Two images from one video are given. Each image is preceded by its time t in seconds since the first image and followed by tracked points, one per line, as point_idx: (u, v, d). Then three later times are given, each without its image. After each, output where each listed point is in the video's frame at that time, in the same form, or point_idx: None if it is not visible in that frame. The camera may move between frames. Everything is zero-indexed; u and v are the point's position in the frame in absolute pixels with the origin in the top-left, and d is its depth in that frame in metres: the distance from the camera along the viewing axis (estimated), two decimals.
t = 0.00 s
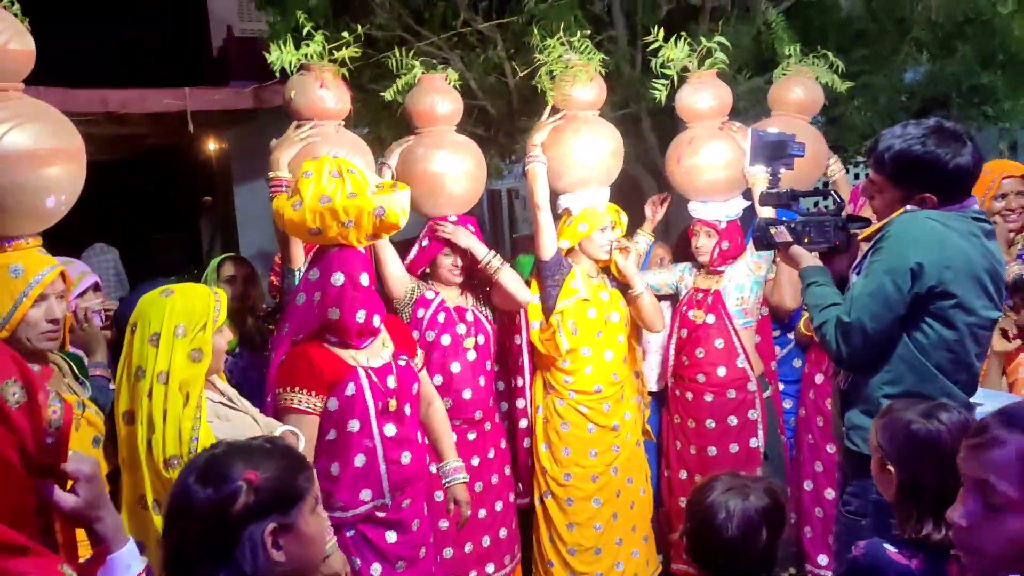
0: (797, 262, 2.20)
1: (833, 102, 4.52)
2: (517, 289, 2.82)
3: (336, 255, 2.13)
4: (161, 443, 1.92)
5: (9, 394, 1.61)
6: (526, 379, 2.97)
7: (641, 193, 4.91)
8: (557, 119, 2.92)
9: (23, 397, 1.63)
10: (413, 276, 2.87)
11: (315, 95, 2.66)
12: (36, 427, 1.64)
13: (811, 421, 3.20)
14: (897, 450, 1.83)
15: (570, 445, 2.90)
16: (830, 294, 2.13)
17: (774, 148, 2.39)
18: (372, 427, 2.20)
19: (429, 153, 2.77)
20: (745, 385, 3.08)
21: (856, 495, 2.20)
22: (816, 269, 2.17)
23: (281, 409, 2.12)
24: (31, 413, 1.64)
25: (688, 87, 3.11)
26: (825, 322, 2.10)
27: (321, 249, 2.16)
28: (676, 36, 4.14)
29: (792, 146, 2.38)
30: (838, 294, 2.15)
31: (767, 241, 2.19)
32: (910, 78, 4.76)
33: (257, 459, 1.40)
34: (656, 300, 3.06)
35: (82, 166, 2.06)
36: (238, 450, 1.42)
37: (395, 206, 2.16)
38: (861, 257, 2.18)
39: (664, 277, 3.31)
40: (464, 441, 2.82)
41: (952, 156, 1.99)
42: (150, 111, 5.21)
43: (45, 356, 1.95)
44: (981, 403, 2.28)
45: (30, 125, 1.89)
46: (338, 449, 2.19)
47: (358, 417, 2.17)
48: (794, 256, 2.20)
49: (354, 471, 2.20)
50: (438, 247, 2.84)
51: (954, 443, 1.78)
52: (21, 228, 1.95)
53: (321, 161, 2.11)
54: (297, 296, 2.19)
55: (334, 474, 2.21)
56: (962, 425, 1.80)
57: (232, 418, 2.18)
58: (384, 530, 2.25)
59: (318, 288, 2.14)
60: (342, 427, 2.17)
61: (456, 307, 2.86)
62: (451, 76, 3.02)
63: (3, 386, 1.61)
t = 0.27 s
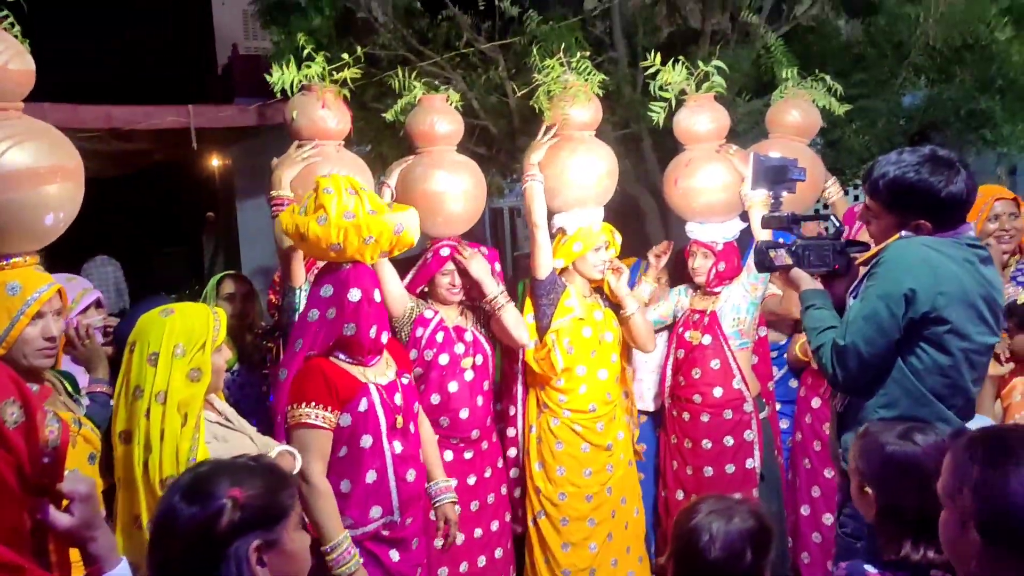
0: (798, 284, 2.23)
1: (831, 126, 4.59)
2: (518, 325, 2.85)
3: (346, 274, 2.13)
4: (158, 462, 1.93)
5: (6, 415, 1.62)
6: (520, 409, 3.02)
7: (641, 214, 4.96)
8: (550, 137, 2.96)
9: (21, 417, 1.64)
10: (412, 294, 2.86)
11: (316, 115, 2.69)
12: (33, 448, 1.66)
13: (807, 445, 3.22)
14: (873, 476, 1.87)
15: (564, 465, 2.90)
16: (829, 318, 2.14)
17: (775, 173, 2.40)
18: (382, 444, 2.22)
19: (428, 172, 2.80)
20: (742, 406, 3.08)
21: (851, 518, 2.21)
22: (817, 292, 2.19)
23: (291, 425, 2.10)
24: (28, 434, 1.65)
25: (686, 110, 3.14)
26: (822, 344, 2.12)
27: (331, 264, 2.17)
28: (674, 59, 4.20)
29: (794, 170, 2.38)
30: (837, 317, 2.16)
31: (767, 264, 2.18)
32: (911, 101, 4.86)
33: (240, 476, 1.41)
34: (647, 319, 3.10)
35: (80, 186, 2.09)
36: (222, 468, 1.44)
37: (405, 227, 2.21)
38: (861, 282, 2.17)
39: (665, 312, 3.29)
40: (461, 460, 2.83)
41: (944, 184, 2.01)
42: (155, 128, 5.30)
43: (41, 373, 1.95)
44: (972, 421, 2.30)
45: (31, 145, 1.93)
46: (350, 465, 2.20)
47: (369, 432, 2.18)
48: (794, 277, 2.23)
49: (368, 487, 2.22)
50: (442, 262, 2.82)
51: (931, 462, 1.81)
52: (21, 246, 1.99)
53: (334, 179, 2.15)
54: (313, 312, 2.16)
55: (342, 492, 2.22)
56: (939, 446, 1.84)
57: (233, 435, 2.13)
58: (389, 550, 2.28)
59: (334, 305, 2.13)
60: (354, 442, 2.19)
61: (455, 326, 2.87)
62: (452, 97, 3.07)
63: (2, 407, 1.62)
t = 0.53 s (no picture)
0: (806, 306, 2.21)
1: (833, 145, 4.59)
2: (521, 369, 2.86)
3: (352, 287, 2.14)
4: (152, 485, 1.91)
5: None
6: (515, 429, 3.01)
7: (644, 231, 4.96)
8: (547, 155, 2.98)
9: (11, 440, 1.64)
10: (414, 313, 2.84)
11: (316, 133, 2.70)
12: (21, 471, 1.65)
13: (808, 467, 3.20)
14: (844, 500, 1.84)
15: (558, 484, 2.87)
16: (836, 338, 2.12)
17: (785, 194, 2.43)
18: (389, 460, 2.21)
19: (429, 189, 2.80)
20: (744, 426, 3.07)
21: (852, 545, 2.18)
22: (825, 312, 2.16)
23: (301, 437, 2.06)
24: (16, 457, 1.65)
25: (687, 128, 3.15)
26: (828, 365, 2.11)
27: (336, 279, 2.17)
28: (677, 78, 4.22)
29: (804, 191, 2.43)
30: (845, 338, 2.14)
31: (775, 285, 2.19)
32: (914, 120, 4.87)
33: (226, 503, 1.39)
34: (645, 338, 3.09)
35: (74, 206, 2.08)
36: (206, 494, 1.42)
37: (412, 244, 2.23)
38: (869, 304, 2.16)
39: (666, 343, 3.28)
40: (460, 480, 2.79)
41: (948, 206, 1.99)
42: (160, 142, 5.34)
43: (28, 394, 1.93)
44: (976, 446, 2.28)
45: (25, 164, 1.92)
46: (357, 481, 2.19)
47: (379, 446, 2.17)
48: (803, 298, 2.21)
49: (377, 503, 2.21)
50: (442, 280, 2.80)
51: (896, 484, 1.79)
52: (14, 265, 1.98)
53: (341, 197, 2.13)
54: (320, 328, 2.13)
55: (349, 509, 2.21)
56: (907, 469, 1.81)
57: (228, 458, 2.10)
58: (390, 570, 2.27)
59: (343, 321, 2.11)
60: (362, 457, 2.17)
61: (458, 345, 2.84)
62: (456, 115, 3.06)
63: None
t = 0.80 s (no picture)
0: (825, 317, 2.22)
1: (844, 159, 4.60)
2: (530, 400, 2.91)
3: (370, 298, 2.16)
4: (164, 496, 1.92)
5: (16, 443, 1.61)
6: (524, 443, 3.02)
7: (654, 243, 4.98)
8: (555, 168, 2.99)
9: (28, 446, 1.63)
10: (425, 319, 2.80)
11: (327, 144, 2.72)
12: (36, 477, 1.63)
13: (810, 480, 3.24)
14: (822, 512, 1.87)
15: (562, 497, 2.86)
16: (852, 352, 2.13)
17: (806, 206, 2.56)
18: (397, 468, 2.23)
19: (441, 201, 2.81)
20: (756, 440, 3.06)
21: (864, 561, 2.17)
22: (842, 326, 2.18)
23: (311, 444, 2.06)
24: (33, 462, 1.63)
25: (697, 141, 3.15)
26: (843, 379, 2.11)
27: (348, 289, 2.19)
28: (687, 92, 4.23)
29: (825, 206, 2.54)
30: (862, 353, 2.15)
31: (794, 299, 2.19)
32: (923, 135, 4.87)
33: (242, 516, 1.40)
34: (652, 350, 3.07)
35: (90, 216, 2.10)
36: (228, 506, 1.43)
37: (426, 256, 2.28)
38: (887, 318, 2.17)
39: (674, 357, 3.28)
40: (468, 493, 2.78)
41: (966, 221, 1.99)
42: (173, 153, 5.38)
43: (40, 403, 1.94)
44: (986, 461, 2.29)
45: (43, 175, 1.94)
46: (365, 490, 2.18)
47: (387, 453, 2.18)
48: (821, 311, 2.23)
49: (386, 512, 2.22)
50: (454, 291, 2.79)
51: (873, 500, 1.80)
52: (30, 275, 1.99)
53: (359, 207, 2.14)
54: (336, 338, 2.14)
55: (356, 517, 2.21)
56: (884, 484, 1.82)
57: (238, 467, 2.11)
58: None
59: (358, 330, 2.13)
60: (370, 464, 2.18)
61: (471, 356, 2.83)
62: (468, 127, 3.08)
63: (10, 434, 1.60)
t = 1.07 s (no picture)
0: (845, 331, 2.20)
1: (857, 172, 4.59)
2: (541, 413, 2.92)
3: (387, 312, 2.19)
4: (176, 505, 1.92)
5: (37, 451, 1.61)
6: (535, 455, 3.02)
7: (665, 255, 4.99)
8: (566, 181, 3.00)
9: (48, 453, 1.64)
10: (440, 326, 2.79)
11: (341, 156, 2.74)
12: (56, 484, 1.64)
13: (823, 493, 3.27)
14: (818, 528, 1.79)
15: (571, 509, 2.85)
16: (873, 365, 2.13)
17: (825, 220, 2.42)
18: (402, 480, 2.22)
19: (456, 213, 2.82)
20: (764, 453, 3.05)
21: None
22: (863, 338, 2.17)
23: (313, 453, 2.09)
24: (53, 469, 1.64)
25: (707, 154, 3.16)
26: (864, 392, 2.11)
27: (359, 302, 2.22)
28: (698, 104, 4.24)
29: (846, 218, 2.41)
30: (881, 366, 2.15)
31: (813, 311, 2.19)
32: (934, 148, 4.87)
33: (268, 531, 1.41)
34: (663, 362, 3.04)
35: (111, 225, 2.12)
36: (263, 523, 1.44)
37: (439, 271, 2.31)
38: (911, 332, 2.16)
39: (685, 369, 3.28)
40: (480, 504, 2.77)
41: (985, 234, 1.98)
42: (187, 164, 5.44)
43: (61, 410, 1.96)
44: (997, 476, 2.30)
45: (65, 184, 1.96)
46: (368, 499, 2.20)
47: (390, 465, 2.18)
48: (842, 325, 2.20)
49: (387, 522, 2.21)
50: (467, 302, 2.80)
51: (864, 517, 1.72)
52: (53, 283, 2.01)
53: (378, 220, 2.15)
54: (348, 347, 2.16)
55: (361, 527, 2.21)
56: (877, 501, 1.73)
57: (251, 477, 2.11)
58: None
59: (371, 342, 2.16)
60: (372, 475, 2.18)
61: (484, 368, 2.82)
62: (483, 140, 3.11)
63: (33, 440, 1.61)
